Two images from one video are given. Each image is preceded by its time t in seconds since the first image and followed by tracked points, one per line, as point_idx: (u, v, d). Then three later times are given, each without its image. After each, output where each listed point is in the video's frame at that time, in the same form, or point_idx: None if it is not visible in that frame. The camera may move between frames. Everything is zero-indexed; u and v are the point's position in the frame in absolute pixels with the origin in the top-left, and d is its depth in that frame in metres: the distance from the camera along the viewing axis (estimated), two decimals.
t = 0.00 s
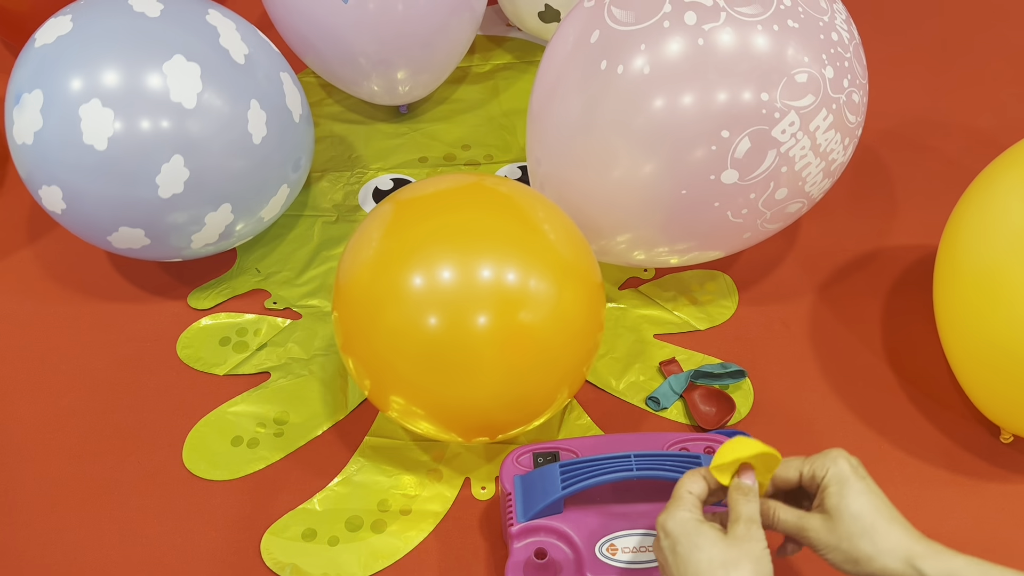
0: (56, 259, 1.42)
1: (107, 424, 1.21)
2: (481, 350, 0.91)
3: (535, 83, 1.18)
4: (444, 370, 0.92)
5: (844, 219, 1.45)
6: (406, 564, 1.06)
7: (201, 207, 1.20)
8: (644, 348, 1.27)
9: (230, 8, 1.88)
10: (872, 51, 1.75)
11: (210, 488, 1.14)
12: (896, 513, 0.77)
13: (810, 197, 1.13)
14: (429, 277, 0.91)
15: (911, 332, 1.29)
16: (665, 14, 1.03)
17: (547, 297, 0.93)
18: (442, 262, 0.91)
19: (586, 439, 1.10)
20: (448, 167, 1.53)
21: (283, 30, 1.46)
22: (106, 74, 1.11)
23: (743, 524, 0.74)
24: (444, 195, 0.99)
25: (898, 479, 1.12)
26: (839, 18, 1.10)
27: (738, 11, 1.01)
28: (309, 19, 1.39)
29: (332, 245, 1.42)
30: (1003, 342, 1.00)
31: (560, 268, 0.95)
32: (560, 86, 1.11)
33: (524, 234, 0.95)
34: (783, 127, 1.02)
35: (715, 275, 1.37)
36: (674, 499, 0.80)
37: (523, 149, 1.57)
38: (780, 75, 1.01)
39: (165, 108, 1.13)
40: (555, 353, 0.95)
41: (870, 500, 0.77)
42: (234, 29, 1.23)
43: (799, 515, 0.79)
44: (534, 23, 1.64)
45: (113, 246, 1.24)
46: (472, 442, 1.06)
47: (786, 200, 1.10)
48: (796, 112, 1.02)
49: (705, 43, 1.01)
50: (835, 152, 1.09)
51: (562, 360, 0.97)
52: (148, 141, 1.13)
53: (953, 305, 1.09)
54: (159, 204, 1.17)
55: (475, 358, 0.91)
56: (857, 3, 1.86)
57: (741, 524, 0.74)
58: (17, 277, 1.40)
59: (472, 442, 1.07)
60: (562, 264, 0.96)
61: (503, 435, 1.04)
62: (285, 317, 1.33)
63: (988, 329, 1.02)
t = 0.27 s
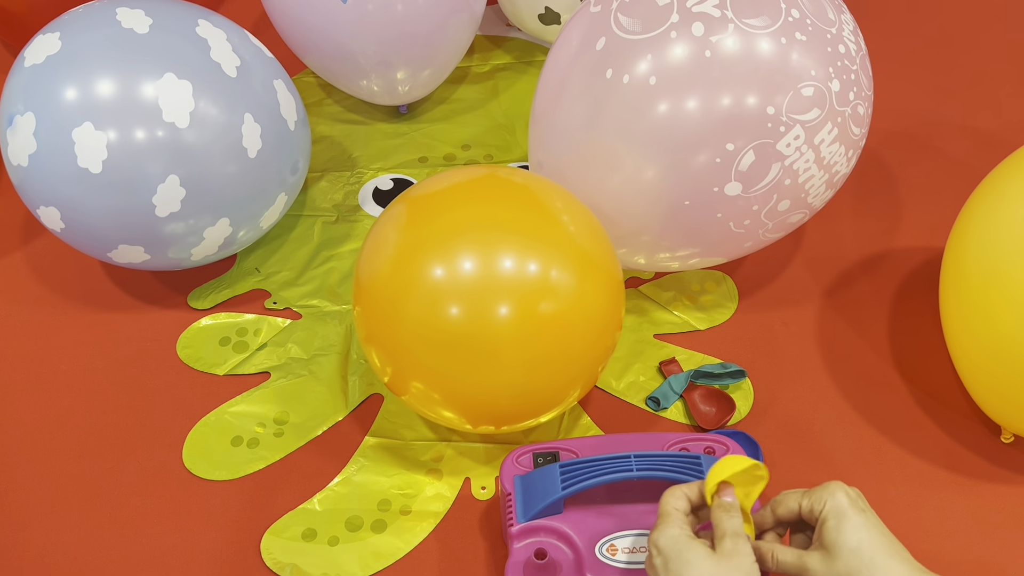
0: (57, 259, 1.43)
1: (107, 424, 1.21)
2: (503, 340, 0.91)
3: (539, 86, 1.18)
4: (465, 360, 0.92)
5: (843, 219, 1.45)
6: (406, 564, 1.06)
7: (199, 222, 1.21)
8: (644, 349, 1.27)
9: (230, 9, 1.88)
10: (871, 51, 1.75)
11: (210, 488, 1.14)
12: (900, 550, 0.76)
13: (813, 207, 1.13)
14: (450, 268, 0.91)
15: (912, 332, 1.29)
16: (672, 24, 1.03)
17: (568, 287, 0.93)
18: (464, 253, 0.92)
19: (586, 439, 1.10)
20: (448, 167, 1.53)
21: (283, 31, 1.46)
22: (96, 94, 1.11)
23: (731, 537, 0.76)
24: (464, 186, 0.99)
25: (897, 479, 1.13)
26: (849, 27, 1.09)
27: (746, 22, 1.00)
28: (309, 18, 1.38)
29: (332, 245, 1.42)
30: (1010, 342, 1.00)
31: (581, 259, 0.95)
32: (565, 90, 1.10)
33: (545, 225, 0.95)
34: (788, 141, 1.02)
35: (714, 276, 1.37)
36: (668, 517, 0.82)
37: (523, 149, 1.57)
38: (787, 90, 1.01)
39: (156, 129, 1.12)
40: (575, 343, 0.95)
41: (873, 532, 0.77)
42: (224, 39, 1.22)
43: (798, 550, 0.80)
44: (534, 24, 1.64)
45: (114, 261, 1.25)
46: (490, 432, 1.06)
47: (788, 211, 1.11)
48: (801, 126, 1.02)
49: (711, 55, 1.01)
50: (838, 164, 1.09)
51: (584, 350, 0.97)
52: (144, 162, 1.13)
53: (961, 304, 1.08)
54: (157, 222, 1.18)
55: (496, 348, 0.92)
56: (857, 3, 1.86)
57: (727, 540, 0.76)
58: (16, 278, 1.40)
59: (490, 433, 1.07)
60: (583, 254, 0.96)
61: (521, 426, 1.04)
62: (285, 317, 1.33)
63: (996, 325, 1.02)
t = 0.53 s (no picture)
0: (56, 259, 1.43)
1: (107, 424, 1.21)
2: (506, 338, 0.91)
3: (544, 86, 1.17)
4: (469, 358, 0.92)
5: (843, 219, 1.45)
6: (406, 564, 1.06)
7: (201, 228, 1.21)
8: (644, 349, 1.27)
9: (230, 9, 1.88)
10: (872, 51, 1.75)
11: (210, 488, 1.14)
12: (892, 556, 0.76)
13: (816, 214, 1.13)
14: (454, 266, 0.91)
15: (912, 332, 1.29)
16: (681, 28, 1.02)
17: (572, 286, 0.93)
18: (468, 251, 0.92)
19: (587, 439, 1.10)
20: (448, 167, 1.53)
21: (283, 30, 1.46)
22: (99, 101, 1.11)
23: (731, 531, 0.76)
24: (468, 184, 0.99)
25: (896, 479, 1.13)
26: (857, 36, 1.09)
27: (755, 29, 1.00)
28: (309, 17, 1.38)
29: (332, 245, 1.42)
30: (1015, 343, 1.00)
31: (586, 257, 0.95)
32: (570, 92, 1.10)
33: (549, 223, 0.95)
34: (794, 149, 1.03)
35: (715, 276, 1.37)
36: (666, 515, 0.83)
37: (523, 149, 1.57)
38: (795, 99, 1.01)
39: (159, 137, 1.13)
40: (579, 342, 0.95)
41: (865, 544, 0.76)
42: (226, 45, 1.22)
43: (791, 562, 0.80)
44: (535, 26, 1.64)
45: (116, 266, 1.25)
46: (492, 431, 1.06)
47: (791, 218, 1.11)
48: (807, 134, 1.03)
49: (719, 61, 1.00)
50: (842, 172, 1.10)
51: (587, 348, 0.97)
52: (147, 169, 1.13)
53: (965, 305, 1.08)
54: (159, 228, 1.18)
55: (500, 346, 0.92)
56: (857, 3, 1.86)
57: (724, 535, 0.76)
58: (16, 278, 1.40)
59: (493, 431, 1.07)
60: (587, 253, 0.96)
61: (525, 424, 1.04)
62: (285, 317, 1.33)
63: (1000, 326, 1.02)
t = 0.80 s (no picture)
0: (57, 259, 1.42)
1: (107, 424, 1.21)
2: (498, 341, 0.91)
3: (544, 86, 1.17)
4: (461, 362, 0.92)
5: (843, 219, 1.45)
6: (406, 564, 1.06)
7: (204, 228, 1.22)
8: (644, 349, 1.27)
9: (229, 9, 1.88)
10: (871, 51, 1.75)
11: (210, 489, 1.14)
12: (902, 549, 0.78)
13: (816, 216, 1.14)
14: (446, 269, 0.91)
15: (912, 332, 1.29)
16: (683, 31, 1.02)
17: (564, 289, 0.93)
18: (460, 255, 0.92)
19: (589, 439, 1.10)
20: (448, 167, 1.53)
21: (283, 31, 1.46)
22: (107, 98, 1.11)
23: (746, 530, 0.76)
24: (461, 187, 0.99)
25: (896, 479, 1.13)
26: (860, 39, 1.09)
27: (757, 31, 1.00)
28: (309, 17, 1.38)
29: (331, 245, 1.42)
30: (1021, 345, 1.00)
31: (578, 260, 0.95)
32: (570, 93, 1.10)
33: (542, 227, 0.95)
34: (795, 151, 1.03)
35: (715, 276, 1.37)
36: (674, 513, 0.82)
37: (523, 149, 1.57)
38: (795, 102, 1.01)
39: (166, 134, 1.13)
40: (571, 344, 0.95)
41: (874, 537, 0.77)
42: (234, 45, 1.22)
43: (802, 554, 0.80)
44: (535, 28, 1.65)
45: (118, 262, 1.25)
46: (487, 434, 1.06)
47: (791, 220, 1.11)
48: (808, 137, 1.03)
49: (720, 63, 1.00)
50: (843, 174, 1.10)
51: (580, 352, 0.97)
52: (154, 167, 1.13)
53: (970, 306, 1.08)
54: (163, 227, 1.18)
55: (493, 350, 0.91)
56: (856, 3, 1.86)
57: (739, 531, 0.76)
58: (17, 278, 1.40)
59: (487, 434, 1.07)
60: (579, 255, 0.96)
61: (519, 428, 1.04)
62: (285, 317, 1.33)
63: (1005, 327, 1.02)
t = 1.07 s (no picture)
0: (57, 258, 1.42)
1: (107, 424, 1.21)
2: (492, 347, 0.91)
3: (541, 88, 1.17)
4: (454, 367, 0.92)
5: (844, 219, 1.45)
6: (406, 564, 1.06)
7: (207, 225, 1.22)
8: (644, 349, 1.27)
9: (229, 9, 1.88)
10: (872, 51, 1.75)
11: (210, 489, 1.14)
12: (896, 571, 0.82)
13: (814, 217, 1.14)
14: (438, 274, 0.91)
15: (913, 332, 1.29)
16: (678, 33, 1.02)
17: (558, 293, 0.93)
18: (452, 260, 0.91)
19: (586, 440, 1.10)
20: (448, 167, 1.53)
21: (283, 31, 1.46)
22: (115, 91, 1.11)
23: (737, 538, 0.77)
24: (453, 192, 0.98)
25: (896, 480, 1.13)
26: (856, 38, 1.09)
27: (752, 33, 1.00)
28: (309, 17, 1.38)
29: (331, 245, 1.42)
30: None
31: (571, 265, 0.95)
32: (566, 94, 1.11)
33: (534, 231, 0.95)
34: (791, 152, 1.03)
35: (715, 276, 1.37)
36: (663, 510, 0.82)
37: (523, 149, 1.57)
38: (791, 104, 1.01)
39: (175, 128, 1.13)
40: (565, 349, 0.95)
41: (869, 559, 0.81)
42: (243, 43, 1.23)
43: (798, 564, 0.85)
44: (536, 32, 1.65)
45: (120, 258, 1.25)
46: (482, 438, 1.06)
47: (789, 222, 1.11)
48: (804, 139, 1.03)
49: (716, 65, 1.00)
50: (841, 174, 1.10)
51: (574, 356, 0.96)
52: (162, 160, 1.13)
53: (977, 308, 1.08)
54: (167, 222, 1.18)
55: (486, 355, 0.91)
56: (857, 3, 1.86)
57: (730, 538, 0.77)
58: (17, 278, 1.40)
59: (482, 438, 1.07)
60: (572, 260, 0.96)
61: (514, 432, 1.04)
62: (285, 317, 1.33)
63: (1009, 328, 1.02)
